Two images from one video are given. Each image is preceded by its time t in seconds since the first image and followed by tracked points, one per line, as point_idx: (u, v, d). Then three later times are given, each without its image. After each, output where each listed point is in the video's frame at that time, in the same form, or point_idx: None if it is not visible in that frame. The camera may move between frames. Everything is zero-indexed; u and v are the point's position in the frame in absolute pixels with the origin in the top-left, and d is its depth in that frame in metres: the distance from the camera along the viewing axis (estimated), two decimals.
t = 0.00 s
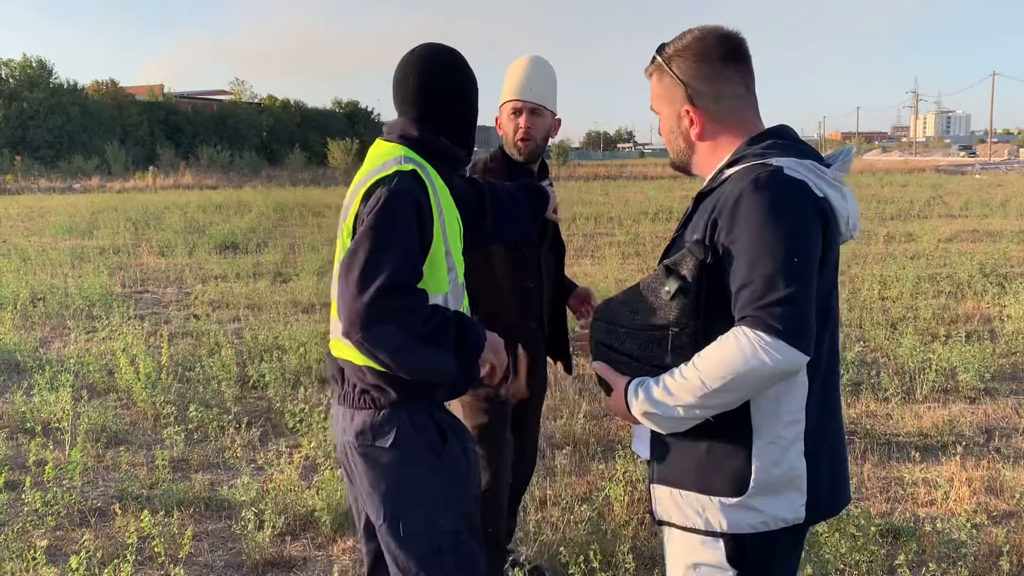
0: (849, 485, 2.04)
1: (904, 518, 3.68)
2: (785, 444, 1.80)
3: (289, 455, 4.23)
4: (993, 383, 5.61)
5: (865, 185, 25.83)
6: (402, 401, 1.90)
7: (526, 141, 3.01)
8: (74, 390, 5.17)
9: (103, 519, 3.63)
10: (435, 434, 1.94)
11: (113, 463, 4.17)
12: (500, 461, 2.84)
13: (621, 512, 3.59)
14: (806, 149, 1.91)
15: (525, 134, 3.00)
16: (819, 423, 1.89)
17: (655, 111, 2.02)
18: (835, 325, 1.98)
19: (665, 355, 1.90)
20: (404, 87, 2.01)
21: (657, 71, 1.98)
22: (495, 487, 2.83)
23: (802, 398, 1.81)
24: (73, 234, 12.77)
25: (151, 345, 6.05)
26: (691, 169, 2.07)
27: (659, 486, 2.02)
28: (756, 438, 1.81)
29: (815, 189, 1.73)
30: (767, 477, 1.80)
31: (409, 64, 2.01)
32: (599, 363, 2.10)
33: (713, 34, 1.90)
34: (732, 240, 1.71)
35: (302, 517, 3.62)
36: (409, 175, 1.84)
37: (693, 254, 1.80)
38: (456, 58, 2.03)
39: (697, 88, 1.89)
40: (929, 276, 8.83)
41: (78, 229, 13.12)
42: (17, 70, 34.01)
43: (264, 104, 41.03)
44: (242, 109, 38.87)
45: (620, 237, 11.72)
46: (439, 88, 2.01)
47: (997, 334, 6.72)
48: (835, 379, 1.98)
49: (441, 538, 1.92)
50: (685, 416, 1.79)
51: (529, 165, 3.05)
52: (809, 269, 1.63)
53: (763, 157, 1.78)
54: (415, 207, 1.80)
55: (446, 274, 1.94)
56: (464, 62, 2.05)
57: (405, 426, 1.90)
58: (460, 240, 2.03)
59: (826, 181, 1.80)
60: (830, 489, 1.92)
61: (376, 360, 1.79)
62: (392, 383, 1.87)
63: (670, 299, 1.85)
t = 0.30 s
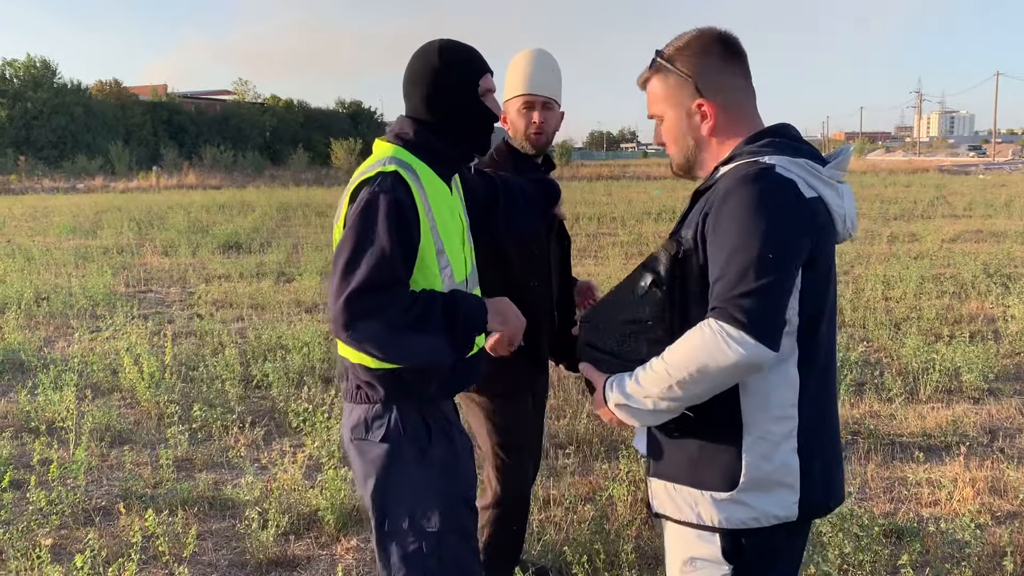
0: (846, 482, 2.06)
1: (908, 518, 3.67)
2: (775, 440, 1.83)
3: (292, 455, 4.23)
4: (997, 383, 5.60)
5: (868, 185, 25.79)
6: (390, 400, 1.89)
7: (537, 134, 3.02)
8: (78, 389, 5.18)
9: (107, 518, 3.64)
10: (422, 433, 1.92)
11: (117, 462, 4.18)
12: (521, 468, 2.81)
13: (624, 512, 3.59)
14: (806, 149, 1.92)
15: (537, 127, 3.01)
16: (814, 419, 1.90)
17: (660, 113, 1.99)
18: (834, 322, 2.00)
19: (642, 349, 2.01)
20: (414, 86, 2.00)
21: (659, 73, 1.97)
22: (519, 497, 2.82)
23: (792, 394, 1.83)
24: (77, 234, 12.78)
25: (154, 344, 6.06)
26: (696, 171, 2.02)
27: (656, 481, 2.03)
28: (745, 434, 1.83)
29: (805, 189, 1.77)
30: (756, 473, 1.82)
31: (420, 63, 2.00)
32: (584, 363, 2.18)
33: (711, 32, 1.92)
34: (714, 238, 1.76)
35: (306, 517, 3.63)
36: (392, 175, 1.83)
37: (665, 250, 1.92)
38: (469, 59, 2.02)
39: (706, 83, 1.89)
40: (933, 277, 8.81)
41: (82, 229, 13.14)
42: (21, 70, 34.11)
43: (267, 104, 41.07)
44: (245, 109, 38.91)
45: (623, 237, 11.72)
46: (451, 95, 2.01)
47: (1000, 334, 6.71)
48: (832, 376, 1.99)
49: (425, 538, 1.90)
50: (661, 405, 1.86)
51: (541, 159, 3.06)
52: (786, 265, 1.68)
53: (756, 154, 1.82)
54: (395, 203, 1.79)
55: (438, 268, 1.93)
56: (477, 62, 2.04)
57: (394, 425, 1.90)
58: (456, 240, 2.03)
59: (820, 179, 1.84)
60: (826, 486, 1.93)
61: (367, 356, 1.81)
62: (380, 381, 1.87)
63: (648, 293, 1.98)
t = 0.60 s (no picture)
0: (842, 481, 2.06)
1: (911, 519, 3.66)
2: (772, 437, 1.83)
3: (295, 455, 4.23)
4: (1001, 383, 5.59)
5: (872, 185, 25.74)
6: (382, 410, 1.87)
7: (540, 134, 3.04)
8: (81, 389, 5.19)
9: (110, 518, 3.64)
10: (416, 444, 1.89)
11: (120, 462, 4.19)
12: (524, 472, 2.82)
13: (627, 512, 3.59)
14: (806, 149, 1.91)
15: (539, 128, 3.02)
16: (812, 417, 1.90)
17: (667, 117, 1.95)
18: (832, 321, 2.00)
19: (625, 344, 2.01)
20: (402, 86, 1.95)
21: (660, 76, 1.95)
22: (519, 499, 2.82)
23: (787, 392, 1.85)
24: (80, 234, 12.81)
25: (158, 344, 6.07)
26: (705, 173, 1.99)
27: (655, 478, 2.02)
28: (742, 431, 1.83)
29: (798, 187, 1.78)
30: (754, 470, 1.83)
31: (405, 66, 1.96)
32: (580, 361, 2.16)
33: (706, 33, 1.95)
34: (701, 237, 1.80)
35: (308, 517, 3.63)
36: (369, 185, 1.81)
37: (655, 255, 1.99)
38: (459, 57, 1.97)
39: (715, 78, 1.90)
40: (936, 277, 8.80)
41: (86, 229, 13.18)
42: (25, 70, 34.22)
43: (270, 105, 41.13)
44: (248, 109, 38.98)
45: (626, 237, 11.72)
46: (440, 98, 1.96)
47: (1004, 334, 6.70)
48: (830, 375, 1.99)
49: (413, 553, 1.85)
50: (625, 403, 1.90)
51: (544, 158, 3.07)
52: (768, 263, 1.70)
53: (756, 155, 1.82)
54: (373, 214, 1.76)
55: (426, 272, 1.89)
56: (468, 61, 1.99)
57: (387, 435, 1.88)
58: (448, 245, 1.99)
59: (819, 178, 1.84)
60: (823, 485, 1.94)
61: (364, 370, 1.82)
62: (371, 393, 1.85)
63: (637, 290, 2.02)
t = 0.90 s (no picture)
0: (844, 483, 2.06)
1: (912, 520, 3.66)
2: (774, 439, 1.84)
3: (297, 455, 4.24)
4: (1003, 384, 5.58)
5: (875, 185, 25.72)
6: (360, 459, 1.74)
7: (530, 132, 3.04)
8: (84, 389, 5.21)
9: (112, 518, 3.66)
10: (393, 498, 1.78)
11: (122, 462, 4.20)
12: (519, 471, 2.87)
13: (627, 513, 3.60)
14: (805, 151, 1.91)
15: (529, 125, 3.03)
16: (814, 420, 1.91)
17: (657, 120, 2.01)
18: (833, 324, 2.01)
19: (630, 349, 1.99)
20: (378, 96, 1.82)
21: (655, 80, 1.99)
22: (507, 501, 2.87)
23: (789, 394, 1.85)
24: (83, 234, 12.83)
25: (160, 344, 6.08)
26: (693, 175, 2.06)
27: (658, 480, 2.02)
28: (744, 433, 1.85)
29: (798, 190, 1.77)
30: (756, 472, 1.84)
31: (378, 75, 1.81)
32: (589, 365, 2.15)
33: (706, 37, 1.93)
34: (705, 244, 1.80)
35: (309, 517, 3.64)
36: (349, 198, 1.65)
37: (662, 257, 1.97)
38: (440, 59, 1.83)
39: (698, 90, 1.90)
40: (939, 277, 8.79)
41: (89, 229, 13.21)
42: (29, 70, 34.30)
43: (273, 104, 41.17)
44: (251, 109, 39.04)
45: (628, 237, 11.73)
46: (422, 108, 1.83)
47: (1006, 334, 6.69)
48: (831, 377, 2.00)
49: None
50: (632, 408, 1.90)
51: (541, 158, 3.11)
52: (770, 267, 1.72)
53: (756, 159, 1.83)
54: (357, 230, 1.60)
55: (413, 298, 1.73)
56: (448, 63, 1.85)
57: (362, 488, 1.75)
58: (436, 260, 1.84)
59: (822, 182, 1.83)
60: (825, 487, 1.94)
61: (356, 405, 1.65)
62: (350, 438, 1.73)
63: (644, 296, 2.03)
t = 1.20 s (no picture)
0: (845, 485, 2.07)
1: (915, 521, 3.65)
2: (778, 442, 1.84)
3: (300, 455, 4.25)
4: (1006, 385, 5.57)
5: (878, 185, 25.67)
6: (343, 481, 1.72)
7: (527, 133, 3.06)
8: (87, 389, 5.22)
9: (115, 518, 3.66)
10: (376, 520, 1.75)
11: (125, 461, 4.21)
12: (519, 468, 2.88)
13: (630, 514, 3.59)
14: (812, 153, 1.90)
15: (525, 126, 3.04)
16: (819, 423, 1.91)
17: (664, 119, 2.02)
18: (837, 328, 2.01)
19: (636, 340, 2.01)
20: (366, 89, 1.80)
21: (664, 79, 1.99)
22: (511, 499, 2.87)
23: (795, 398, 1.85)
24: (86, 234, 12.84)
25: (163, 344, 6.09)
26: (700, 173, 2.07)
27: (660, 480, 2.01)
28: (748, 435, 1.84)
29: (808, 195, 1.77)
30: (760, 475, 1.84)
31: (366, 65, 1.79)
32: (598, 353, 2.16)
33: (716, 38, 1.93)
34: (716, 246, 1.78)
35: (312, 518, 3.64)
36: (348, 202, 1.63)
37: (675, 255, 1.94)
38: (433, 52, 1.81)
39: (705, 92, 1.90)
40: (942, 277, 8.78)
41: (92, 229, 13.22)
42: (32, 70, 34.35)
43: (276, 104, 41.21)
44: (253, 109, 39.07)
45: (630, 237, 11.73)
46: (415, 103, 1.81)
47: (1009, 335, 6.68)
48: (834, 381, 1.99)
49: None
50: (636, 404, 1.90)
51: (536, 160, 3.14)
52: (780, 271, 1.72)
53: (764, 162, 1.82)
54: (360, 236, 1.58)
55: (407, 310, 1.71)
56: (442, 56, 1.83)
57: (345, 510, 1.73)
58: (428, 271, 1.83)
59: (831, 188, 1.83)
60: (827, 490, 1.94)
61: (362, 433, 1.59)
62: (334, 461, 1.70)
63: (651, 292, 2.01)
